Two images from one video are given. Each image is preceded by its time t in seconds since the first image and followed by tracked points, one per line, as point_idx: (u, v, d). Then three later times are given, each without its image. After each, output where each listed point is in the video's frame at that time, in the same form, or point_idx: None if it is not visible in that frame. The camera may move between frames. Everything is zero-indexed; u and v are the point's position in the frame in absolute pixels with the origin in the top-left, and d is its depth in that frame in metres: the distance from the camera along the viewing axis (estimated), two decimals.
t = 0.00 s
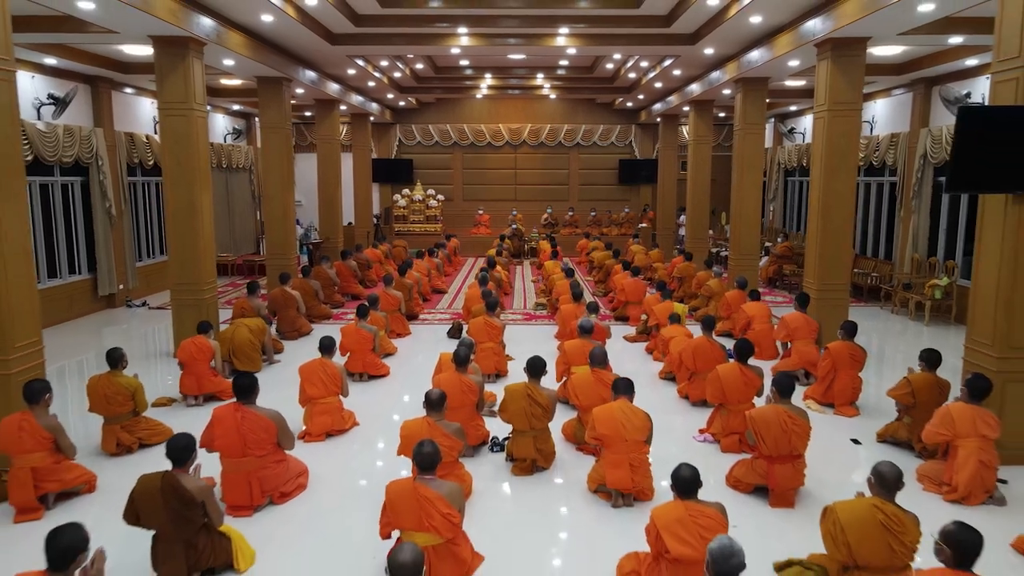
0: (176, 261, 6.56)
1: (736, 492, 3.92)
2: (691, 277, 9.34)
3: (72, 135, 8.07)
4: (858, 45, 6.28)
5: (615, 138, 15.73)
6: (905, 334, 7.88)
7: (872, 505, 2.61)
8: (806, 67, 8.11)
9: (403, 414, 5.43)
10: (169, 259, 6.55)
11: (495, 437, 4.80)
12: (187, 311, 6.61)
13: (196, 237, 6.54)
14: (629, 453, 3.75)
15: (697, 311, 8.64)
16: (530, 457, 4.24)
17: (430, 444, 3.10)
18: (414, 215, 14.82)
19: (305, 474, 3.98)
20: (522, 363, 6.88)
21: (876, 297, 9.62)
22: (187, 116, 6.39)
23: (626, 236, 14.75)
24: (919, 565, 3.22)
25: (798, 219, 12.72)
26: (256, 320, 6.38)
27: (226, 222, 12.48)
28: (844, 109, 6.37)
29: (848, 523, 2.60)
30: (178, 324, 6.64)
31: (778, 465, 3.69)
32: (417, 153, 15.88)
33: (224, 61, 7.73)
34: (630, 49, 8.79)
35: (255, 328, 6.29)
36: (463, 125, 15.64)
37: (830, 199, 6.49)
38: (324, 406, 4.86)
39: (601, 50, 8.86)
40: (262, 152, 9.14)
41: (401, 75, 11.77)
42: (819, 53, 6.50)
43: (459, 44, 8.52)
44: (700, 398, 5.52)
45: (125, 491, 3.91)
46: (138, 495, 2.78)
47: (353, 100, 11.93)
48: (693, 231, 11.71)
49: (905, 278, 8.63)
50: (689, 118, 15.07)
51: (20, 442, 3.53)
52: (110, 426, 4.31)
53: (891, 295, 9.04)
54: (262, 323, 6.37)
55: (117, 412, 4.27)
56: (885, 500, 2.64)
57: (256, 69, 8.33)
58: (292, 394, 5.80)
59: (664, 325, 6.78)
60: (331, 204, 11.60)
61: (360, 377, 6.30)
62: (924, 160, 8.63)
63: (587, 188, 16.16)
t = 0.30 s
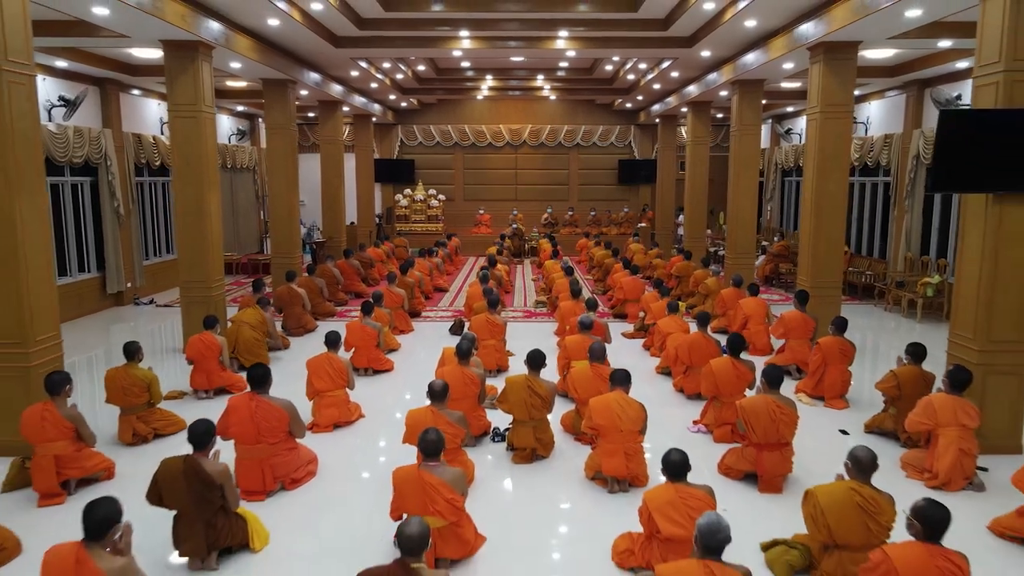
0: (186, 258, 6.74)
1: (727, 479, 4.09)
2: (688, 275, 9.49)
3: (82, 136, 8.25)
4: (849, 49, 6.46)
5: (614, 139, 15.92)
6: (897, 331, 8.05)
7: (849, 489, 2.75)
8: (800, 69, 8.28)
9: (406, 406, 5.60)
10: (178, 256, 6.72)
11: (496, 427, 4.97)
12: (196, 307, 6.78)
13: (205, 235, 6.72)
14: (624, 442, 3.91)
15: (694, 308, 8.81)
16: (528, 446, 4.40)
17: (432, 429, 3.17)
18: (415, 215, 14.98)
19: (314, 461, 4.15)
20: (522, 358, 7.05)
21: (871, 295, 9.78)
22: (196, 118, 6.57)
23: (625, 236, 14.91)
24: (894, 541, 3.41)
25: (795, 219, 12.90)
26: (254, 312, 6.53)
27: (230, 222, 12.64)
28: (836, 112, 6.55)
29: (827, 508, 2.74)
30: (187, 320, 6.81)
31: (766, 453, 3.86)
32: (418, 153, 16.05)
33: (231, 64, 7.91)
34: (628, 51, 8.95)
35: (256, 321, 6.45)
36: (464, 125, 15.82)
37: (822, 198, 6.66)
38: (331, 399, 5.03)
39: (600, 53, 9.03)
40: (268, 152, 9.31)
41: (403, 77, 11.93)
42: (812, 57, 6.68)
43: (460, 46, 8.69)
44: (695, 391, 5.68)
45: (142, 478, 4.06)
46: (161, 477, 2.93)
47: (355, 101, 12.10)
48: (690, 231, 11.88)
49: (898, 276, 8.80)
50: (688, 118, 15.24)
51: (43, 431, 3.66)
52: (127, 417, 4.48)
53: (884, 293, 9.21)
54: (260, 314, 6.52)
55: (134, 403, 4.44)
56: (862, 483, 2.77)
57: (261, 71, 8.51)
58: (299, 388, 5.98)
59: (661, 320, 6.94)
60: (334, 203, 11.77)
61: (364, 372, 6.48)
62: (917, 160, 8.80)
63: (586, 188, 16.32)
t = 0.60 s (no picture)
0: (195, 256, 6.92)
1: (720, 467, 4.26)
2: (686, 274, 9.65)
3: (92, 137, 8.42)
4: (841, 52, 6.63)
5: (614, 139, 16.10)
6: (890, 328, 8.23)
7: (829, 473, 2.91)
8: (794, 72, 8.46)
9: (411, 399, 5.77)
10: (188, 255, 6.91)
11: (497, 419, 5.14)
12: (205, 304, 6.97)
13: (213, 234, 6.90)
14: (620, 431, 4.09)
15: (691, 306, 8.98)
16: (528, 436, 4.58)
17: (439, 415, 3.29)
18: (417, 214, 15.16)
19: (323, 450, 4.33)
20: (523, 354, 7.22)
21: (866, 293, 9.94)
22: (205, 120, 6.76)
23: (625, 236, 15.08)
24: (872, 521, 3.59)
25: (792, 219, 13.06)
26: (255, 309, 6.64)
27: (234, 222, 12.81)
28: (828, 113, 6.73)
29: (808, 491, 2.91)
30: (196, 317, 7.00)
31: (755, 441, 4.04)
32: (420, 154, 16.23)
33: (238, 67, 8.09)
34: (627, 54, 9.12)
35: (258, 319, 6.59)
36: (465, 126, 16.00)
37: (816, 198, 6.83)
38: (338, 393, 5.20)
39: (599, 55, 9.20)
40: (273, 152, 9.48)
41: (406, 79, 12.10)
42: (805, 60, 6.85)
43: (462, 49, 8.85)
44: (690, 385, 5.85)
45: (159, 466, 4.23)
46: (182, 461, 3.12)
47: (358, 102, 12.27)
48: (688, 231, 12.04)
49: (891, 275, 8.98)
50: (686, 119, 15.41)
51: (65, 421, 3.83)
52: (143, 408, 4.66)
53: (879, 291, 9.38)
54: (261, 311, 6.63)
55: (149, 394, 4.62)
56: (841, 467, 2.90)
57: (267, 74, 8.69)
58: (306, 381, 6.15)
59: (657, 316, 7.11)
60: (338, 203, 11.93)
61: (369, 366, 6.65)
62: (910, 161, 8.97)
63: (586, 188, 16.50)
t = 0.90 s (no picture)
0: (203, 255, 7.10)
1: (712, 457, 4.43)
2: (683, 272, 9.81)
3: (101, 138, 8.59)
4: (833, 55, 6.80)
5: (613, 140, 16.28)
6: (882, 325, 8.40)
7: (810, 458, 3.08)
8: (789, 74, 8.62)
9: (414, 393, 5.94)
10: (196, 253, 7.09)
11: (497, 411, 5.30)
12: (213, 301, 7.16)
13: (222, 233, 7.09)
14: (616, 421, 4.26)
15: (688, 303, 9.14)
16: (528, 427, 4.75)
17: (442, 404, 3.44)
18: (418, 214, 15.33)
19: (330, 440, 4.50)
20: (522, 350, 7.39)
21: (860, 292, 10.11)
22: (213, 122, 6.94)
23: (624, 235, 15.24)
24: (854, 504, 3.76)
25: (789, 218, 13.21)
26: (253, 311, 6.72)
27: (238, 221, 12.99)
28: (821, 115, 6.90)
29: (791, 476, 3.08)
30: (204, 314, 7.19)
31: (746, 431, 4.21)
32: (421, 154, 16.40)
33: (244, 69, 8.26)
34: (626, 56, 9.28)
35: (258, 320, 6.70)
36: (466, 127, 16.18)
37: (808, 198, 7.00)
38: (344, 386, 5.36)
39: (598, 57, 9.36)
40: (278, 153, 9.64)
41: (408, 80, 12.28)
42: (798, 64, 7.02)
43: (463, 52, 9.01)
44: (685, 379, 6.02)
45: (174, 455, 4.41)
46: (199, 448, 3.29)
47: (360, 103, 12.43)
48: (687, 231, 12.21)
49: (885, 273, 9.16)
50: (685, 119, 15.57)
51: (85, 411, 4.00)
52: (157, 400, 4.83)
53: (873, 290, 9.55)
54: (259, 312, 6.72)
55: (163, 386, 4.79)
56: (821, 453, 3.07)
57: (273, 76, 8.86)
58: (312, 376, 6.32)
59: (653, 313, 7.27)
60: (340, 203, 12.11)
61: (373, 361, 6.82)
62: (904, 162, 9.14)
63: (586, 188, 16.66)
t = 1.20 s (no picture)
0: (211, 254, 7.28)
1: (705, 447, 4.60)
2: (681, 271, 9.98)
3: (109, 139, 8.77)
4: (826, 58, 6.97)
5: (613, 140, 16.46)
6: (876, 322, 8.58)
7: (795, 444, 3.25)
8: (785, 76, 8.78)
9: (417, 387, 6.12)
10: (204, 253, 7.27)
11: (498, 404, 5.47)
12: (221, 299, 7.33)
13: (229, 233, 7.27)
14: (612, 412, 4.43)
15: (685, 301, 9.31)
16: (527, 418, 4.92)
17: (446, 394, 3.61)
18: (420, 214, 15.49)
19: (338, 431, 4.67)
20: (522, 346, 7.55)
21: (855, 290, 10.28)
22: (221, 124, 7.12)
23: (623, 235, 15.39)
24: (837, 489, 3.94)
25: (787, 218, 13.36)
26: (254, 310, 6.83)
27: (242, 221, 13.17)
28: (814, 117, 7.06)
29: (777, 462, 3.24)
30: (212, 311, 7.37)
31: (737, 421, 4.38)
32: (423, 154, 16.58)
33: (250, 71, 8.43)
34: (624, 58, 9.44)
35: (260, 318, 6.82)
36: (467, 127, 16.35)
37: (802, 198, 7.17)
38: (350, 380, 5.53)
39: (597, 60, 9.52)
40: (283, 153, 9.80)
41: (410, 81, 12.45)
42: (792, 67, 7.19)
43: (465, 54, 9.18)
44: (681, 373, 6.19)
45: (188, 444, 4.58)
46: (215, 436, 3.47)
47: (363, 104, 12.59)
48: (684, 231, 12.39)
49: (879, 272, 9.33)
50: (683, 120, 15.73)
51: (103, 401, 4.16)
52: (170, 392, 5.00)
53: (867, 288, 9.72)
54: (261, 312, 6.85)
55: (176, 379, 4.96)
56: (805, 440, 3.25)
57: (278, 78, 9.03)
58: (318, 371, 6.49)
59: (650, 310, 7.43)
60: (344, 203, 12.29)
61: (377, 357, 7.00)
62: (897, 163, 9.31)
63: (586, 188, 16.83)
